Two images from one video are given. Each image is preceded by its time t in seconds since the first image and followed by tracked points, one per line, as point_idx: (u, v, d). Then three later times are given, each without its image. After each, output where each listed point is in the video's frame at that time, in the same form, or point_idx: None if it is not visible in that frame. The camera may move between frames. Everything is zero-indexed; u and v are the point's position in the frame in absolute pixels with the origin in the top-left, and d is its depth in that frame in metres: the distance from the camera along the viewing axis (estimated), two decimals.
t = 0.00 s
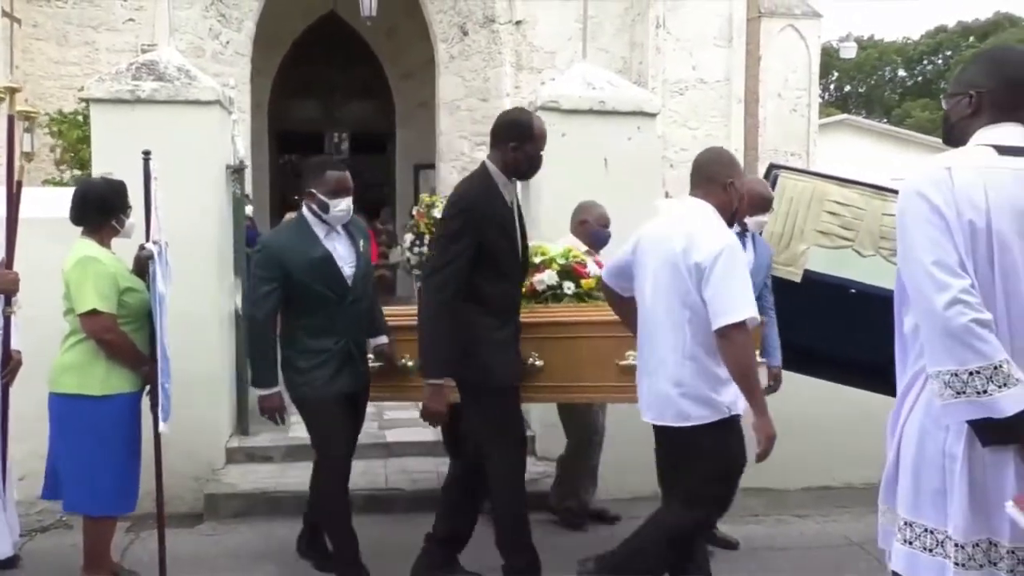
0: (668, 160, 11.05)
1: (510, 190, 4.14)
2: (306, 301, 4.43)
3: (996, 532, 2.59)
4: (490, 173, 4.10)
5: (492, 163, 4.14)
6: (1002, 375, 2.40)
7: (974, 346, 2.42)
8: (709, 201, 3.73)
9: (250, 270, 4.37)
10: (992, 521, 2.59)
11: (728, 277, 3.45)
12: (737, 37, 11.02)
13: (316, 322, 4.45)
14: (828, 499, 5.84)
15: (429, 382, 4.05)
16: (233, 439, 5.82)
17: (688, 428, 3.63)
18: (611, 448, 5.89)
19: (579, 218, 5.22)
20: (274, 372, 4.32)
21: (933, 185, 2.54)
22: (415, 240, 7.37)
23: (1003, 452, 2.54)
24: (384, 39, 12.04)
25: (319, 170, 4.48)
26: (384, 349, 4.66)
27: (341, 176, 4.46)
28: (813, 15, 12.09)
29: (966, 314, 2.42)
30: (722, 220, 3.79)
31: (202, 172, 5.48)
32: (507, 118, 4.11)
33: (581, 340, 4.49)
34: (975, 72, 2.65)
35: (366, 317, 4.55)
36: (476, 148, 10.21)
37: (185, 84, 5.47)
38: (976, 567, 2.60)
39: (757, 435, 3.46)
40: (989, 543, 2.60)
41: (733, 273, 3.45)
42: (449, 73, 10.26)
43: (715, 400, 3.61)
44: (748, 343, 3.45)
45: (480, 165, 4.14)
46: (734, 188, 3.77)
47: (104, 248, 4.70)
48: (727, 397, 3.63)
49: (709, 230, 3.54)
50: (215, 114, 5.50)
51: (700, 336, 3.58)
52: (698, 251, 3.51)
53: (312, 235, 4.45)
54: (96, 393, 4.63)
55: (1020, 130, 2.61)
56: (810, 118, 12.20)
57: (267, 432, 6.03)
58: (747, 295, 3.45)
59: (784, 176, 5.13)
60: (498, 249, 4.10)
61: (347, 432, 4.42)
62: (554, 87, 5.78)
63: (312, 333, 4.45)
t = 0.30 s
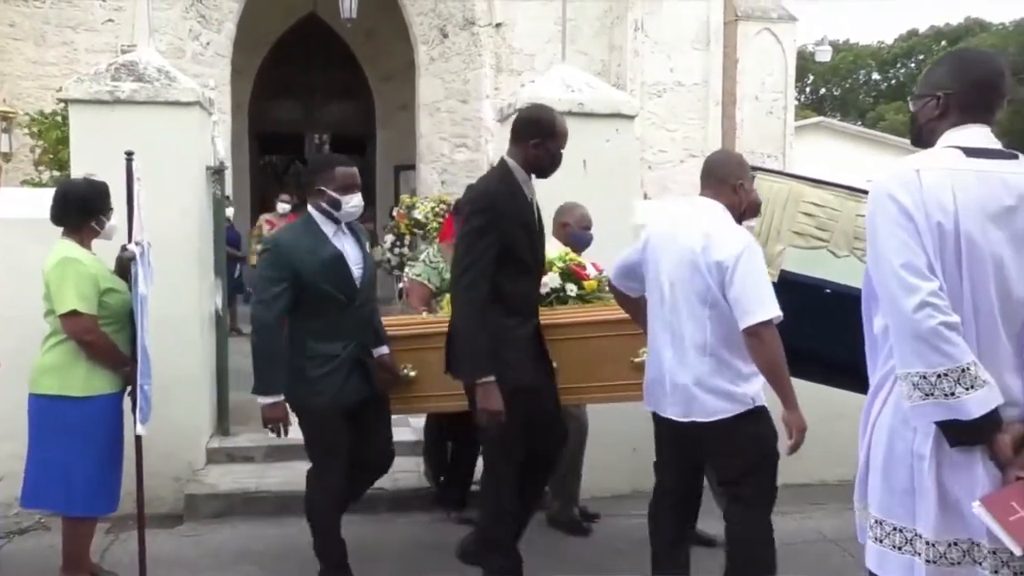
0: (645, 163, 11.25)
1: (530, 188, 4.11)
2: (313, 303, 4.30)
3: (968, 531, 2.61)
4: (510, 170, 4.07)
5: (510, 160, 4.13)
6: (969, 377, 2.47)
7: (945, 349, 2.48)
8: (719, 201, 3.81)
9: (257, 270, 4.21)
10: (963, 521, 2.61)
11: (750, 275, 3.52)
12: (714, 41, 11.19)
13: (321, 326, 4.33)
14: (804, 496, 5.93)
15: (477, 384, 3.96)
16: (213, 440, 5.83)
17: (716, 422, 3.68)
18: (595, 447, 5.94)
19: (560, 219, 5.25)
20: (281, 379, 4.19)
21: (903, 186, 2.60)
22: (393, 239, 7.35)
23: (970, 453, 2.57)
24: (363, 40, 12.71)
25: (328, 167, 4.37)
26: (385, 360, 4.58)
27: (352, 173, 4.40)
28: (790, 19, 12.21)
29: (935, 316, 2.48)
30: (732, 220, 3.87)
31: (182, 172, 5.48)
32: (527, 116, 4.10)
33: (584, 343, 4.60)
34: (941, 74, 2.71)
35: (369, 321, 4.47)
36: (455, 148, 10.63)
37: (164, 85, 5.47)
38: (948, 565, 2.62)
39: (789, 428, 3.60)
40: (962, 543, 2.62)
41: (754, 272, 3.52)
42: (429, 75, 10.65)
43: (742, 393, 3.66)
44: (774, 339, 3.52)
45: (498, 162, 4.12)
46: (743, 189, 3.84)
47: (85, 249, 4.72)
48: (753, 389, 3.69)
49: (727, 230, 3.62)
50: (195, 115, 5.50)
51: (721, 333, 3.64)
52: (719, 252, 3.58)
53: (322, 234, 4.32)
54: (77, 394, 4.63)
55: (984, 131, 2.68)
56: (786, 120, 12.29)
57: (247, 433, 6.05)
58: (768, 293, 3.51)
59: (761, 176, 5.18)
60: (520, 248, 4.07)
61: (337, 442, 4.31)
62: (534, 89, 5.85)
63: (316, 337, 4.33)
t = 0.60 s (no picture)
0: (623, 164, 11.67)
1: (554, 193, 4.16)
2: (327, 305, 4.27)
3: (933, 521, 2.74)
4: (535, 175, 4.12)
5: (534, 164, 4.17)
6: (934, 378, 2.55)
7: (910, 350, 2.56)
8: (743, 209, 3.94)
9: (274, 271, 4.14)
10: (927, 512, 2.74)
11: (782, 287, 3.66)
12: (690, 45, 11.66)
13: (331, 329, 4.30)
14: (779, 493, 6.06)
15: (526, 390, 3.96)
16: (195, 439, 5.88)
17: (738, 428, 3.78)
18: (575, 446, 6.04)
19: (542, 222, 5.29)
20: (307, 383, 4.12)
21: (871, 190, 2.69)
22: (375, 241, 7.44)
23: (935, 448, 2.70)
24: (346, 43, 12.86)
25: (344, 165, 4.39)
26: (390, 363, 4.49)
27: (366, 171, 4.43)
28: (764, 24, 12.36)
29: (900, 318, 2.56)
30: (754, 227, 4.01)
31: (165, 173, 5.51)
32: (555, 121, 4.15)
33: (596, 346, 4.66)
34: (909, 77, 2.80)
35: (379, 326, 4.46)
36: (437, 151, 10.70)
37: (146, 87, 5.50)
38: (914, 557, 2.74)
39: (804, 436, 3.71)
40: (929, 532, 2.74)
41: (784, 283, 3.67)
42: (410, 78, 10.76)
43: (762, 399, 3.78)
44: (800, 349, 3.68)
45: (523, 167, 4.14)
46: (765, 199, 3.99)
47: (67, 250, 4.76)
48: (771, 395, 3.82)
49: (757, 242, 3.76)
50: (177, 117, 5.54)
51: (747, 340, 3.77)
52: (751, 262, 3.71)
53: (335, 235, 4.31)
54: (59, 395, 4.66)
55: (950, 133, 2.77)
56: (761, 123, 12.43)
57: (229, 433, 6.10)
58: (798, 304, 3.66)
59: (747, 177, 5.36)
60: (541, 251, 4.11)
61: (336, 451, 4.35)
62: (513, 92, 5.88)
63: (326, 340, 4.30)
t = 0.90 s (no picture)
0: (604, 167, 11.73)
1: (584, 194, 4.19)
2: (353, 308, 4.25)
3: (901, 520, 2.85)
4: (565, 173, 4.15)
5: (564, 163, 4.20)
6: (896, 376, 2.66)
7: (874, 350, 2.67)
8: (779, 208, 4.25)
9: (301, 276, 4.12)
10: (895, 510, 2.84)
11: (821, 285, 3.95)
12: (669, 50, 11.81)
13: (356, 331, 4.28)
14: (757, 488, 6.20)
15: (544, 386, 3.98)
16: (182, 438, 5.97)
17: (775, 421, 4.01)
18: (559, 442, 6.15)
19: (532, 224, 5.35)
20: (333, 386, 4.11)
21: (835, 194, 2.81)
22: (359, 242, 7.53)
23: (901, 446, 2.83)
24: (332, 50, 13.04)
25: (367, 169, 4.37)
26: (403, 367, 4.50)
27: (388, 174, 4.42)
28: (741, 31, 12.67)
29: (863, 317, 2.68)
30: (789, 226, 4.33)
31: (152, 177, 5.59)
32: (584, 122, 4.19)
33: (600, 345, 4.74)
34: (877, 83, 2.92)
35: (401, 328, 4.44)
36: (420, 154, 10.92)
37: (133, 90, 5.57)
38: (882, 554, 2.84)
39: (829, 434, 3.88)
40: (899, 533, 2.84)
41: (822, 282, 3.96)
42: (394, 82, 10.91)
43: (797, 392, 4.04)
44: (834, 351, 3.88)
45: (552, 167, 4.16)
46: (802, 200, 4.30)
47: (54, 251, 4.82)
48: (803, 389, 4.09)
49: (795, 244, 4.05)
50: (164, 120, 5.61)
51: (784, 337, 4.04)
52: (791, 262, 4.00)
53: (359, 238, 4.28)
54: (48, 394, 4.73)
55: (914, 136, 2.89)
56: (738, 127, 12.72)
57: (216, 431, 6.18)
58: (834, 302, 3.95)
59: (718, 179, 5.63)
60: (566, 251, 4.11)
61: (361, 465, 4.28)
62: (495, 96, 5.99)
63: (351, 342, 4.28)
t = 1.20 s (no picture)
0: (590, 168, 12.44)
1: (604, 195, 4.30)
2: (382, 312, 4.10)
3: (870, 511, 2.99)
4: (586, 174, 4.23)
5: (582, 164, 4.28)
6: (864, 372, 2.81)
7: (840, 347, 2.83)
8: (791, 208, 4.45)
9: (331, 278, 3.95)
10: (864, 501, 2.98)
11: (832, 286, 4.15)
12: (652, 57, 12.60)
13: (384, 335, 4.13)
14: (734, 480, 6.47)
15: (563, 381, 4.07)
16: (178, 435, 6.13)
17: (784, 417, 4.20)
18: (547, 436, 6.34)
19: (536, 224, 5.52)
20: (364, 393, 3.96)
21: (803, 197, 2.98)
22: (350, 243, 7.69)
23: (870, 440, 2.98)
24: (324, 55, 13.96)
25: (395, 171, 4.25)
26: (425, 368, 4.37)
27: (415, 178, 4.32)
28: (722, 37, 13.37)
29: (829, 315, 2.84)
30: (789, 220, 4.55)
31: (148, 180, 5.71)
32: (605, 125, 4.28)
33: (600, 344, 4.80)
34: (845, 91, 3.10)
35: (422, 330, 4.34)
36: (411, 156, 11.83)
37: (129, 94, 5.68)
38: (854, 542, 2.98)
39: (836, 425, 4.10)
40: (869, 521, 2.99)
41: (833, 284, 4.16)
42: (385, 87, 11.77)
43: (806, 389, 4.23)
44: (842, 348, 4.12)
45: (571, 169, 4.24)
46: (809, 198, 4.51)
47: (53, 253, 4.94)
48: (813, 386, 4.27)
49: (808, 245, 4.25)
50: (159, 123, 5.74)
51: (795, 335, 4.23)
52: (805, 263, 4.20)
53: (385, 239, 4.14)
54: (48, 392, 4.84)
55: (880, 141, 3.06)
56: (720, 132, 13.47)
57: (211, 427, 6.34)
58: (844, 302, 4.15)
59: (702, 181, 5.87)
60: (585, 252, 4.15)
61: (428, 473, 4.15)
62: (483, 101, 6.14)
63: (383, 346, 4.12)
